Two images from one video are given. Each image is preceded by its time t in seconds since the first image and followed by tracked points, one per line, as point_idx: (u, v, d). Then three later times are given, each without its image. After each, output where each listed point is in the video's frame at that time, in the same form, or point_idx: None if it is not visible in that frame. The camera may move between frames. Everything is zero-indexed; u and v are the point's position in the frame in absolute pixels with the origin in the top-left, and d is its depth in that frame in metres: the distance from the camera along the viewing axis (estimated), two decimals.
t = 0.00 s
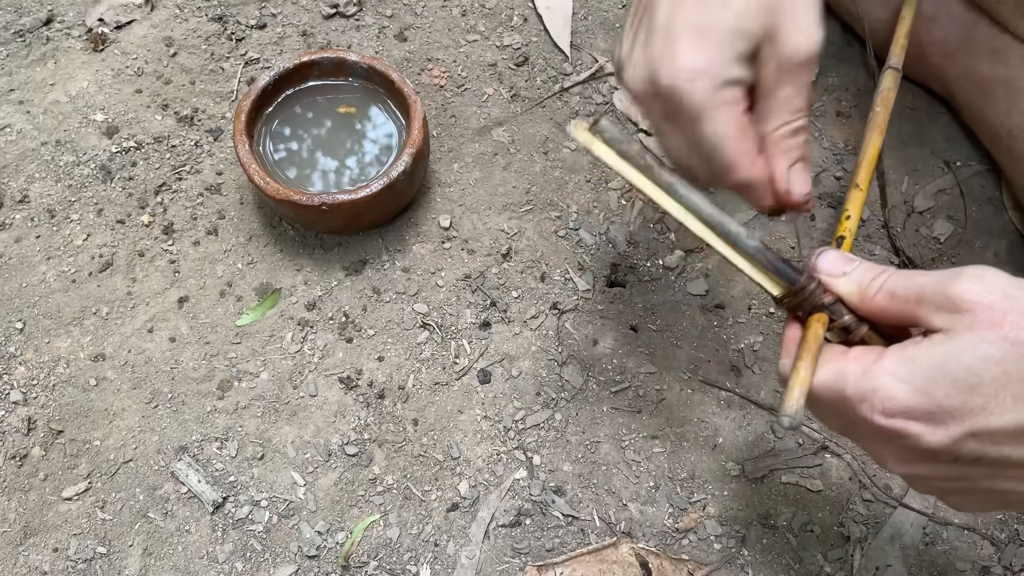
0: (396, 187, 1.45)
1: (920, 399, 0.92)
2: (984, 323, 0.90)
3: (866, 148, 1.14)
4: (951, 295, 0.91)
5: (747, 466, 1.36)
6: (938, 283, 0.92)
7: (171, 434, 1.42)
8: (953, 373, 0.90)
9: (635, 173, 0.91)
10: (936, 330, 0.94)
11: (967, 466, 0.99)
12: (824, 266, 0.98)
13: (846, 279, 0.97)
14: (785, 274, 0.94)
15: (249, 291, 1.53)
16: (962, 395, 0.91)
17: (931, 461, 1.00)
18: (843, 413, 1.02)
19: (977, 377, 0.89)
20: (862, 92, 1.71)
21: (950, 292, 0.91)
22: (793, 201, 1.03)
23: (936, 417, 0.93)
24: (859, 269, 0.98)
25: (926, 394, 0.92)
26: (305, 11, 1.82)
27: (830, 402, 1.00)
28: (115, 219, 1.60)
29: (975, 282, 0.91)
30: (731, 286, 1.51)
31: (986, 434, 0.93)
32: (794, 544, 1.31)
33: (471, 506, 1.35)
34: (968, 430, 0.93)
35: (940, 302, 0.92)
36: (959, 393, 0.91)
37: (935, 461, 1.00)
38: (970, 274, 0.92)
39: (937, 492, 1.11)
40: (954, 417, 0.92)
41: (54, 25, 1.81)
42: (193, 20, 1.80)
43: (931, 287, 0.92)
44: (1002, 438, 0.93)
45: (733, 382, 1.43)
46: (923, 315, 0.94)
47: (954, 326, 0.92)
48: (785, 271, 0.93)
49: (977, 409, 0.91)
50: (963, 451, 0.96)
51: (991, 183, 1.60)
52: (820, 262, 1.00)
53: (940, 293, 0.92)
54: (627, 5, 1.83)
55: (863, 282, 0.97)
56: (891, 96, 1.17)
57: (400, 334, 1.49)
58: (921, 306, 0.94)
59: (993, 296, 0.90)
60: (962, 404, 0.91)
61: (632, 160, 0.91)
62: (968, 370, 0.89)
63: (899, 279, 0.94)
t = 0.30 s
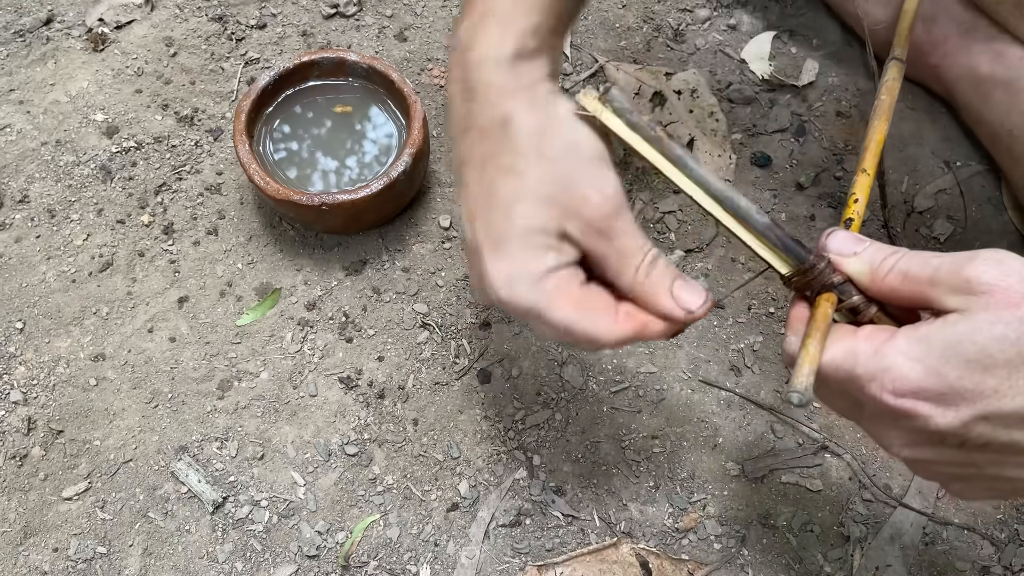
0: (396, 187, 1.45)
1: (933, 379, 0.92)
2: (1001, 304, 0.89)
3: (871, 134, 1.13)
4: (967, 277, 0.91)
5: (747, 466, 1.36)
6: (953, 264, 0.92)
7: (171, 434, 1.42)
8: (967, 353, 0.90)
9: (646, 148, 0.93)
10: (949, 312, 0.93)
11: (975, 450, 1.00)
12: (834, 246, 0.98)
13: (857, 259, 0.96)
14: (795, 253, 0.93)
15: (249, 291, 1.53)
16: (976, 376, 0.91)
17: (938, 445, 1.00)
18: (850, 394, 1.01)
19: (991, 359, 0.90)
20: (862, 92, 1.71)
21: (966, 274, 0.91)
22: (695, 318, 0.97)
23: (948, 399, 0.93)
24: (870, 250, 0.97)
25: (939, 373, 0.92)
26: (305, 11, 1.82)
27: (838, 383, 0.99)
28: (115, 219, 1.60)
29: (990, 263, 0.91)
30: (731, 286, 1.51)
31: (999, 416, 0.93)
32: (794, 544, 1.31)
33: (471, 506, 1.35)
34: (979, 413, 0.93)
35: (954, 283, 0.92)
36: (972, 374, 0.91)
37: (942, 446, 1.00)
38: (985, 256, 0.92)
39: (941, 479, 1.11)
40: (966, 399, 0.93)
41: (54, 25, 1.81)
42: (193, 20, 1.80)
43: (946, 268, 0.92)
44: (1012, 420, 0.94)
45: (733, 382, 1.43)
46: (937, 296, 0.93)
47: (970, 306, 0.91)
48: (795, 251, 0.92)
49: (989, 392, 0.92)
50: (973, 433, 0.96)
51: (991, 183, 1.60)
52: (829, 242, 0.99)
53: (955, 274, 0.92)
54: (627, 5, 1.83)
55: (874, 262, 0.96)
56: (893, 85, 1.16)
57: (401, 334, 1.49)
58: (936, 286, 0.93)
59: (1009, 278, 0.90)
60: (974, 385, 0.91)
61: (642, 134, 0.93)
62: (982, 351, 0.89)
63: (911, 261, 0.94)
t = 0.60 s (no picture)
0: (396, 186, 1.45)
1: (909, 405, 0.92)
2: (969, 328, 0.92)
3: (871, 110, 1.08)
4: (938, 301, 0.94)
5: (747, 467, 1.36)
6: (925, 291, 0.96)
7: (171, 434, 1.42)
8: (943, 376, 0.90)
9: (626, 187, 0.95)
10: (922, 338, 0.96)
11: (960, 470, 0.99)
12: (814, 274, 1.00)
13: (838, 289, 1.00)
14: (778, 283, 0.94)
15: (248, 291, 1.53)
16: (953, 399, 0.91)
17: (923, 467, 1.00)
18: (830, 422, 1.00)
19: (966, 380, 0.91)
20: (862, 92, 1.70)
21: (935, 299, 0.94)
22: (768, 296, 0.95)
23: (927, 423, 0.93)
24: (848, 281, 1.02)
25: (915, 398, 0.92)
26: (305, 10, 1.81)
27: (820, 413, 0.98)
28: (115, 219, 1.60)
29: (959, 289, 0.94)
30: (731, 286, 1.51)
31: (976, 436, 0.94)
32: (795, 545, 1.31)
33: (472, 506, 1.35)
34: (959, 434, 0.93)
35: (926, 307, 0.95)
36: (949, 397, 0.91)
37: (925, 468, 1.00)
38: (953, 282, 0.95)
39: (932, 497, 1.11)
40: (945, 423, 0.92)
41: (54, 24, 1.80)
42: (192, 19, 1.80)
43: (920, 294, 0.96)
44: (989, 441, 0.95)
45: (733, 383, 1.43)
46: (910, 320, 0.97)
47: (941, 331, 0.93)
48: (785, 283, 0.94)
49: (965, 414, 0.92)
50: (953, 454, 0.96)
51: (991, 183, 1.59)
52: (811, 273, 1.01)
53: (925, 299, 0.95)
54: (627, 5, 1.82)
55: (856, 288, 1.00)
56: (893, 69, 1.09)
57: (401, 334, 1.49)
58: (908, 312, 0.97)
59: (977, 301, 0.93)
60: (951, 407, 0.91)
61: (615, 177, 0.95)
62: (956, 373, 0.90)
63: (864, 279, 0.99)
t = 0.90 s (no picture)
0: (396, 187, 1.45)
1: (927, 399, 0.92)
2: (993, 323, 0.89)
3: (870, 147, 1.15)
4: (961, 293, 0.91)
5: (747, 466, 1.36)
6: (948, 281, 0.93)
7: (171, 434, 1.42)
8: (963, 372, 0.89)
9: (638, 171, 0.92)
10: (944, 330, 0.94)
11: (980, 465, 0.99)
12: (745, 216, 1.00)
13: (855, 275, 0.99)
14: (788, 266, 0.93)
15: (249, 291, 1.53)
16: (971, 396, 0.90)
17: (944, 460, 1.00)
18: (849, 413, 1.03)
19: (987, 377, 0.89)
20: (862, 92, 1.71)
21: (959, 290, 0.91)
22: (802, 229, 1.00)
23: (944, 417, 0.93)
24: (867, 266, 0.99)
25: (932, 392, 0.92)
26: (305, 11, 1.82)
27: (840, 402, 1.01)
28: (115, 219, 1.60)
29: (986, 280, 0.91)
30: (731, 285, 1.51)
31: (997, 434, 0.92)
32: (794, 544, 1.31)
33: (471, 506, 1.35)
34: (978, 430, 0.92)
35: (948, 297, 0.92)
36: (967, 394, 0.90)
37: (945, 461, 1.00)
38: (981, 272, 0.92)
39: (951, 491, 1.10)
40: (964, 418, 0.92)
41: (54, 25, 1.81)
42: (193, 20, 1.80)
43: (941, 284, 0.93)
44: (1011, 440, 0.93)
45: (733, 382, 1.43)
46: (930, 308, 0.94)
47: (963, 326, 0.91)
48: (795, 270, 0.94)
49: (985, 410, 0.91)
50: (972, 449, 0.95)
51: (991, 183, 1.60)
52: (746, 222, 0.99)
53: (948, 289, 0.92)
54: (627, 5, 1.83)
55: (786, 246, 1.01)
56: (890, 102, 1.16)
57: (400, 334, 1.49)
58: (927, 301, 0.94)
59: (1003, 293, 0.90)
60: (969, 404, 0.91)
61: (634, 159, 0.92)
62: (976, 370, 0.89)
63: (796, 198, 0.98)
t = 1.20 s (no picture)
0: (396, 187, 1.45)
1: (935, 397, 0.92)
2: (994, 319, 0.89)
3: (867, 143, 1.10)
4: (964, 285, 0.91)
5: (747, 466, 1.36)
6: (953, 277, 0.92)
7: (171, 434, 1.42)
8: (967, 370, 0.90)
9: (631, 168, 0.96)
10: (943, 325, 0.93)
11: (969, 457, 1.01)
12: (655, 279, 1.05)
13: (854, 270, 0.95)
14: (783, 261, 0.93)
15: (249, 291, 1.53)
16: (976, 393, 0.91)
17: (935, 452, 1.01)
18: (846, 405, 1.00)
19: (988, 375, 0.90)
20: (862, 92, 1.71)
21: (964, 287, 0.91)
22: (732, 365, 0.96)
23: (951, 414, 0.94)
24: (866, 261, 0.95)
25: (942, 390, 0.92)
26: (305, 11, 1.82)
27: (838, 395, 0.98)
28: (115, 219, 1.60)
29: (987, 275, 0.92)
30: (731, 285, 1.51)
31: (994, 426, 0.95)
32: (794, 544, 1.31)
33: (471, 506, 1.35)
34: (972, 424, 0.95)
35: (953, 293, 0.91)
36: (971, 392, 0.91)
37: (941, 457, 1.01)
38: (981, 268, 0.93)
39: (942, 486, 1.11)
40: (962, 412, 0.93)
41: (54, 25, 1.81)
42: (193, 20, 1.80)
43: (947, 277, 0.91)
44: (1008, 434, 0.95)
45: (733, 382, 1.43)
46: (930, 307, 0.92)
47: (964, 321, 0.91)
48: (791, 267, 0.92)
49: (985, 405, 0.92)
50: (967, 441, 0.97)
51: (991, 183, 1.60)
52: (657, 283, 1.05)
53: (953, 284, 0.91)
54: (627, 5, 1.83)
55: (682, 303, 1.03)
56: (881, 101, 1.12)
57: (401, 334, 1.49)
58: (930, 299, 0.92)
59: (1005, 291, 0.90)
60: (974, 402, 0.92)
61: (627, 157, 0.96)
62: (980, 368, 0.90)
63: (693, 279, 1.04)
